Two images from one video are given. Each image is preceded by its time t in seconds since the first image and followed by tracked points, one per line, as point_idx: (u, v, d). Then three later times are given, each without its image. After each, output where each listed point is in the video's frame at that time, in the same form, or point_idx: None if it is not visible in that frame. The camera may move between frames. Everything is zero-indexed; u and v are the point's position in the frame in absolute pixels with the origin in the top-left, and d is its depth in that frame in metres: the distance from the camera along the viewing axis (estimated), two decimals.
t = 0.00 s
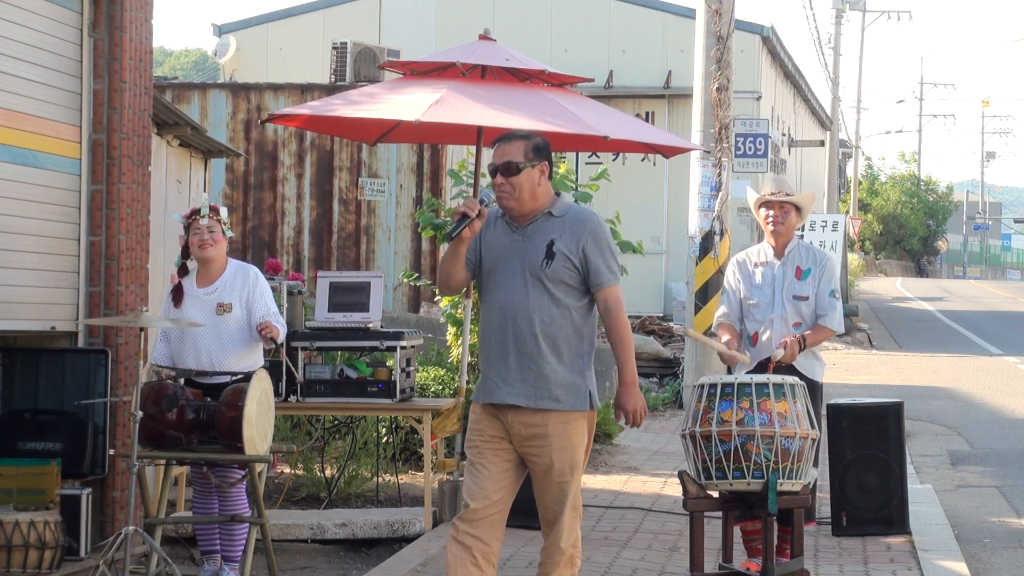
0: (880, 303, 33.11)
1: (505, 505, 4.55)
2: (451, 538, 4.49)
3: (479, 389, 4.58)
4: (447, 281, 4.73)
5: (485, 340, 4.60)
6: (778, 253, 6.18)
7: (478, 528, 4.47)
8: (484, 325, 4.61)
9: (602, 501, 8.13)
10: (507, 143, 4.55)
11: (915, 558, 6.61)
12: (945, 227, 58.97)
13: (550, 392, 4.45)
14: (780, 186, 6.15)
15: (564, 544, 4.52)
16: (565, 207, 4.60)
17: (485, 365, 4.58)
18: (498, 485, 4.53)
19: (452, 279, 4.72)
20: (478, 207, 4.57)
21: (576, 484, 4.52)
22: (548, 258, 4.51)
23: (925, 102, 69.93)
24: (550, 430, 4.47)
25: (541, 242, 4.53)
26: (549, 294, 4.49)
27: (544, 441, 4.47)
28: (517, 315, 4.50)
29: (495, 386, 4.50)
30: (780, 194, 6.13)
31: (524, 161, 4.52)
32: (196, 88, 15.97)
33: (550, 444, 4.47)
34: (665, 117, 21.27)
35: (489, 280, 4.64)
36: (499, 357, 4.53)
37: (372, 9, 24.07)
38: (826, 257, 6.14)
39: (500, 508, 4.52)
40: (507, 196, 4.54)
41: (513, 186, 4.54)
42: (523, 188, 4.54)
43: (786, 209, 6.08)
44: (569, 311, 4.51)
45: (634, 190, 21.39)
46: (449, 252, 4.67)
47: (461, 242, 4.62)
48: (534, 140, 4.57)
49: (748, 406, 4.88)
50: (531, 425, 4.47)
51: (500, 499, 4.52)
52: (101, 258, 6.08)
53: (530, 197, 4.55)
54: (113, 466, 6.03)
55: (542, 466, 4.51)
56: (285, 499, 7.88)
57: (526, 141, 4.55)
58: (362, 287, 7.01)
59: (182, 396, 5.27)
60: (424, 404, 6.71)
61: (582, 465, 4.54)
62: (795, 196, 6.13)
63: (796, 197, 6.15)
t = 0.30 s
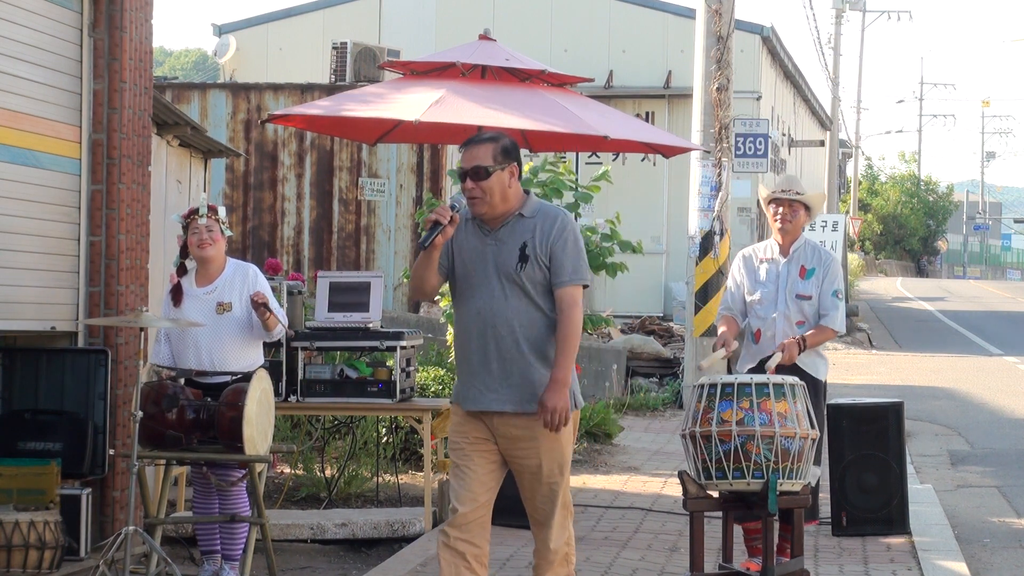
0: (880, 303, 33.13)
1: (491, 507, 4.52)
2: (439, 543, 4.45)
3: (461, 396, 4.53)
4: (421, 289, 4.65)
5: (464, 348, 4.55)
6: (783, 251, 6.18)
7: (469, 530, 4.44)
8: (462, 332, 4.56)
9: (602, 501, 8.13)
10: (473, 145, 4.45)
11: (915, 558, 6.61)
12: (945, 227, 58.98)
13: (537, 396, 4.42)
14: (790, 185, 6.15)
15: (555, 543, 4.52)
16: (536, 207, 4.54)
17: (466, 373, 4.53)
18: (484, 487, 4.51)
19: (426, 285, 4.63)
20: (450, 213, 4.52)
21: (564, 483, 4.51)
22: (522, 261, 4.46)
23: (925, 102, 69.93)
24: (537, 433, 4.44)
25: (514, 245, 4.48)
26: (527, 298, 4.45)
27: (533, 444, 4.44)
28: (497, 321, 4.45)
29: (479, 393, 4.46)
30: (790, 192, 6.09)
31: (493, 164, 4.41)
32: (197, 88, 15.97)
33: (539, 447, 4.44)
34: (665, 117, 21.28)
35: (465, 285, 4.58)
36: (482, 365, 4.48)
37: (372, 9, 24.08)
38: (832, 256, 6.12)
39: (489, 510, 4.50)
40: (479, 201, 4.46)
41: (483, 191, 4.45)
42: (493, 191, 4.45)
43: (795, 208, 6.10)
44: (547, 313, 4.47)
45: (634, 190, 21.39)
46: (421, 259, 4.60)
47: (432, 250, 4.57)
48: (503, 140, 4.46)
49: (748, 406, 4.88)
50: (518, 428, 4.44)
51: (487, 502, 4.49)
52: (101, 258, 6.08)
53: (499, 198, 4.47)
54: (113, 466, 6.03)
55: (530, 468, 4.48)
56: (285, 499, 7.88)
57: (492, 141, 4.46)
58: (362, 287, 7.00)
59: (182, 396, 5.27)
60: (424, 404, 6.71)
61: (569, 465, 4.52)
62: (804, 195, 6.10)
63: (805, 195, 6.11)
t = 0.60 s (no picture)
0: (880, 303, 33.13)
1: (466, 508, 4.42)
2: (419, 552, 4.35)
3: (428, 386, 4.40)
4: (393, 277, 4.51)
5: (432, 334, 4.43)
6: (788, 252, 6.18)
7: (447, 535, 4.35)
8: (432, 321, 4.45)
9: (602, 501, 8.13)
10: (455, 132, 4.40)
11: (915, 558, 6.61)
12: (945, 227, 59.01)
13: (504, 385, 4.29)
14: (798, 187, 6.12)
15: (533, 540, 4.35)
16: (514, 199, 4.48)
17: (433, 360, 4.41)
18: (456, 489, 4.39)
19: (400, 277, 4.48)
20: (435, 197, 4.23)
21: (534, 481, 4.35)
22: (498, 249, 4.38)
23: (925, 102, 69.92)
24: (503, 429, 4.31)
25: (490, 233, 4.40)
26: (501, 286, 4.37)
27: (499, 440, 4.31)
28: (469, 307, 4.35)
29: (447, 381, 4.33)
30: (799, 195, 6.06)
31: (477, 151, 4.35)
32: (197, 88, 15.98)
33: (506, 443, 4.31)
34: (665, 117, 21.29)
35: (437, 273, 4.47)
36: (450, 351, 4.37)
37: (372, 9, 24.07)
38: (836, 259, 6.12)
39: (463, 512, 4.39)
40: (461, 187, 4.38)
41: (466, 177, 4.38)
42: (476, 179, 4.39)
43: (803, 210, 6.08)
44: (519, 302, 4.37)
45: (634, 190, 21.39)
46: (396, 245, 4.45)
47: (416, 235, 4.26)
48: (484, 130, 4.41)
49: (748, 406, 4.88)
50: (484, 423, 4.31)
51: (459, 504, 4.37)
52: (101, 258, 6.08)
53: (480, 185, 4.40)
54: (113, 466, 6.03)
55: (498, 465, 4.33)
56: (285, 499, 7.88)
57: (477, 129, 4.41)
58: (362, 286, 7.00)
59: (182, 396, 5.28)
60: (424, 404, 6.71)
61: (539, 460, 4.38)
62: (813, 198, 6.09)
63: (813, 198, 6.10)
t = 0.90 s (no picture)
0: (880, 303, 33.14)
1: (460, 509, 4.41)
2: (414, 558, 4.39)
3: (409, 384, 4.34)
4: (375, 273, 4.41)
5: (414, 334, 4.37)
6: (784, 256, 6.17)
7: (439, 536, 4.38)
8: (414, 319, 4.38)
9: (601, 501, 8.13)
10: (446, 127, 4.36)
11: (915, 558, 6.60)
12: (946, 227, 58.98)
13: (485, 385, 4.25)
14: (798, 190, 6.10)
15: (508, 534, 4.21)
16: (499, 201, 4.46)
17: (416, 359, 4.34)
18: (442, 487, 4.38)
19: (384, 272, 4.38)
20: (433, 185, 4.13)
21: (512, 472, 4.25)
22: (485, 250, 4.34)
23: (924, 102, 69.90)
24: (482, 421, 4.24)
25: (477, 235, 4.36)
26: (487, 286, 4.32)
27: (478, 432, 4.25)
28: (453, 307, 4.30)
29: (431, 380, 4.28)
30: (799, 199, 6.06)
31: (470, 148, 4.34)
32: (197, 88, 15.99)
33: (485, 434, 4.24)
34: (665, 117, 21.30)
35: (420, 272, 4.41)
36: (433, 350, 4.31)
37: (372, 9, 24.07)
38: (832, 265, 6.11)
39: (456, 513, 4.39)
40: (454, 182, 4.34)
41: (458, 172, 4.36)
42: (467, 176, 4.37)
43: (802, 215, 6.06)
44: (503, 304, 4.35)
45: (634, 190, 21.39)
46: (381, 241, 4.35)
47: (409, 223, 4.17)
48: (474, 129, 4.41)
49: (748, 406, 4.88)
50: (465, 417, 4.26)
51: (447, 506, 4.37)
52: (101, 258, 6.08)
53: (471, 182, 4.38)
54: (113, 466, 6.03)
55: (479, 458, 4.26)
56: (285, 499, 7.89)
57: (469, 128, 4.39)
58: (362, 286, 7.00)
59: (182, 396, 5.28)
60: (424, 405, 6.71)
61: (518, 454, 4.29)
62: (812, 203, 6.08)
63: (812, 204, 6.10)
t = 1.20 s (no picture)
0: (880, 303, 33.15)
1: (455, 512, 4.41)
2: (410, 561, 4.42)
3: (409, 389, 4.31)
4: (369, 275, 4.33)
5: (410, 339, 4.33)
6: (773, 251, 6.02)
7: (434, 540, 4.37)
8: (411, 325, 4.34)
9: (602, 501, 8.13)
10: (440, 129, 4.31)
11: (915, 558, 6.60)
12: (946, 227, 58.97)
13: (486, 388, 4.26)
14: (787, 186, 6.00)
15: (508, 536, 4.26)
16: (490, 204, 4.44)
17: (415, 364, 4.31)
18: (437, 491, 4.37)
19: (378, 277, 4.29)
20: (431, 187, 4.10)
21: (513, 476, 4.32)
22: (481, 254, 4.33)
23: (924, 102, 69.90)
24: (483, 425, 4.26)
25: (472, 238, 4.34)
26: (484, 290, 4.31)
27: (478, 436, 4.26)
28: (452, 311, 4.27)
29: (432, 385, 4.25)
30: (788, 194, 5.93)
31: (465, 151, 4.29)
32: (197, 88, 15.99)
33: (485, 438, 4.26)
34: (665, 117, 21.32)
35: (414, 277, 4.36)
36: (432, 354, 4.29)
37: (372, 9, 24.08)
38: (821, 262, 5.98)
39: (453, 516, 4.39)
40: (448, 187, 4.30)
41: (452, 177, 4.30)
42: (460, 180, 4.33)
43: (791, 210, 5.95)
44: (500, 306, 4.35)
45: (634, 190, 21.39)
46: (374, 242, 4.27)
47: (405, 225, 4.12)
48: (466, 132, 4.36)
49: (748, 406, 4.87)
50: (465, 421, 4.26)
51: (443, 510, 4.37)
52: (101, 258, 6.07)
53: (464, 184, 4.34)
54: (113, 466, 6.03)
55: (479, 463, 4.27)
56: (285, 499, 7.89)
57: (461, 132, 4.37)
58: (362, 286, 6.99)
59: (181, 396, 5.27)
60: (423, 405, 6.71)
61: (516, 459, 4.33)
62: (801, 198, 5.95)
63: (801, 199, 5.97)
